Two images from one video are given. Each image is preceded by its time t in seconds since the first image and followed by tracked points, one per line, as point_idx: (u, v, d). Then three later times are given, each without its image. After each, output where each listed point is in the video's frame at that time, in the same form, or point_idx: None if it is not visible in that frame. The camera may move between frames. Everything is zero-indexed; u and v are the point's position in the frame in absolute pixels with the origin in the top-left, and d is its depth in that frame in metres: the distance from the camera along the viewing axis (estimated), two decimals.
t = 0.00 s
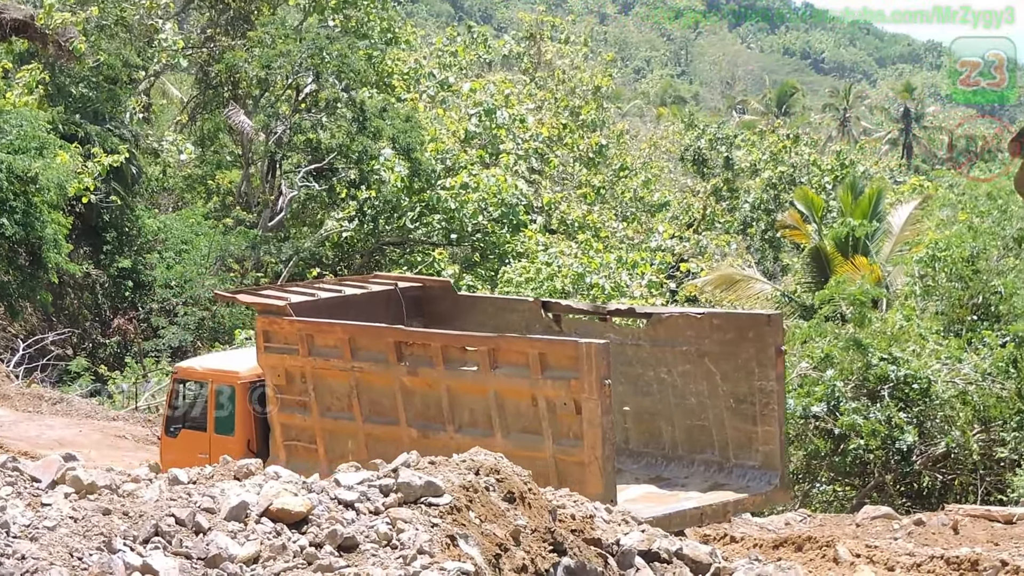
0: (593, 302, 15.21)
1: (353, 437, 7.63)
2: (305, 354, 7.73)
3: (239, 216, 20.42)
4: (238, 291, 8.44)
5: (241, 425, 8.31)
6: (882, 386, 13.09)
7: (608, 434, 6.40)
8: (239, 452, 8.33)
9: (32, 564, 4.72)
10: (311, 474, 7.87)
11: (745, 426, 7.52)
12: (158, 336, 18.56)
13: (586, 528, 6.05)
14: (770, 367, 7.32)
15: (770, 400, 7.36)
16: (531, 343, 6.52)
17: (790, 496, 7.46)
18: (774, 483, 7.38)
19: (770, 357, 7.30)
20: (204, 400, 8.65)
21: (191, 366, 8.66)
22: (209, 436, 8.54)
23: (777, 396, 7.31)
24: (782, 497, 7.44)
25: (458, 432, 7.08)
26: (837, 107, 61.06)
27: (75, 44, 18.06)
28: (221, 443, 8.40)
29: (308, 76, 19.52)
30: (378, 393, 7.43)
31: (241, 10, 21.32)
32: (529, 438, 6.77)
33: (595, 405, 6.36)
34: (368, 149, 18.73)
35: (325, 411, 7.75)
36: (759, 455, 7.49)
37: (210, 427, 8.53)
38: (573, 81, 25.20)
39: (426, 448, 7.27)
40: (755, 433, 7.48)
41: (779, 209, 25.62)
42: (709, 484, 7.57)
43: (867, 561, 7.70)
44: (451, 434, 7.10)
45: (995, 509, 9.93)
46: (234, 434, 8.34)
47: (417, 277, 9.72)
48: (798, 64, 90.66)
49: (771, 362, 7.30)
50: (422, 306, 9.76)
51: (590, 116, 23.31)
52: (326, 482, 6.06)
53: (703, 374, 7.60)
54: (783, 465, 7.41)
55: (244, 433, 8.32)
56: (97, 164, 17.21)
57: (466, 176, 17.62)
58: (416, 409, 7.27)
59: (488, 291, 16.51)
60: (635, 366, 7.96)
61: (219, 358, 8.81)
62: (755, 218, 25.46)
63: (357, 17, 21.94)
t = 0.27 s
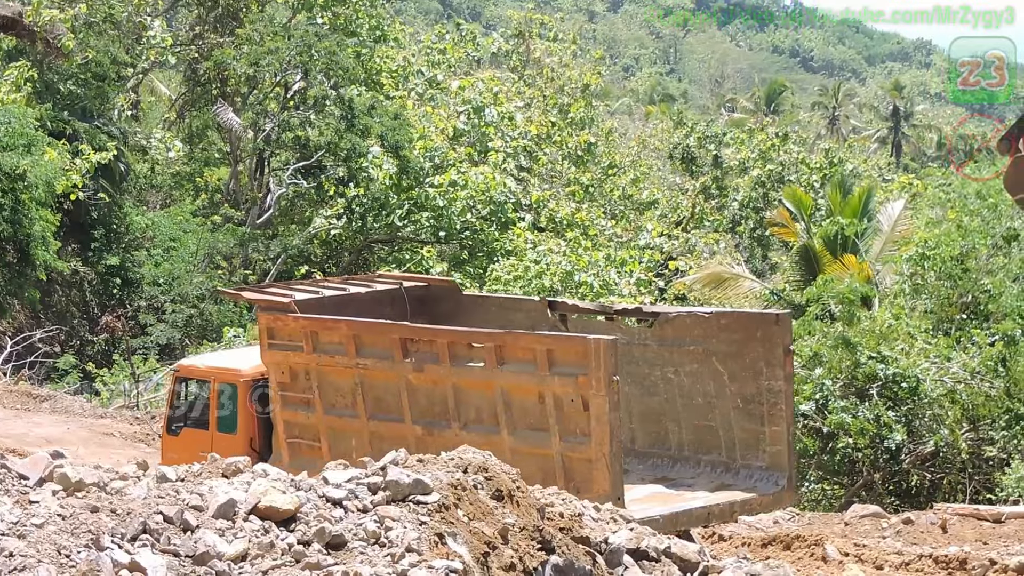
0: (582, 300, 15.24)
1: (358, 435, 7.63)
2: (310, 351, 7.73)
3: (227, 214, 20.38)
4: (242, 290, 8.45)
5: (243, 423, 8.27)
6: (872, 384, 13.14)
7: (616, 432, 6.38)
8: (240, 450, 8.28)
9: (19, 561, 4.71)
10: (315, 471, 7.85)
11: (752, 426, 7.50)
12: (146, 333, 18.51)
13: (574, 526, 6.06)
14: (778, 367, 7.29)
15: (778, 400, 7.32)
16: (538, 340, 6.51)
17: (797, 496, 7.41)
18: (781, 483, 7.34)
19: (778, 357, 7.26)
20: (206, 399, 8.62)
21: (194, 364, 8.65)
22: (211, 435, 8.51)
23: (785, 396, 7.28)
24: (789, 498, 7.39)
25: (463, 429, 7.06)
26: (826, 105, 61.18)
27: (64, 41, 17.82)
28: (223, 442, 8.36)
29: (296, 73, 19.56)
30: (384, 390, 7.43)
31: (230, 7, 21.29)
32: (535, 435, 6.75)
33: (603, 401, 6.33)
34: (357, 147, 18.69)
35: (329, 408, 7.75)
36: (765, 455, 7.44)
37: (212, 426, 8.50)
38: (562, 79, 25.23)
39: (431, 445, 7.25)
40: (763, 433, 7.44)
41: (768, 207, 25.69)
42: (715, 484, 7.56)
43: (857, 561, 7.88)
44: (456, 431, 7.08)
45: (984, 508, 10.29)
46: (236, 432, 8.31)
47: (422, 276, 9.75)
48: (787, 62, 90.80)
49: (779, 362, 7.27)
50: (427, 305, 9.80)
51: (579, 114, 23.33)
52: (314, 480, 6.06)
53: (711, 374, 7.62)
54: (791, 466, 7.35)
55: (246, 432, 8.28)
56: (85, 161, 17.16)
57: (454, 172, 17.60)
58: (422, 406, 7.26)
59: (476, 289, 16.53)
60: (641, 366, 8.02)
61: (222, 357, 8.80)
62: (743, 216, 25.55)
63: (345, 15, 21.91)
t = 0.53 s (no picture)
0: (572, 298, 15.26)
1: (362, 434, 7.62)
2: (313, 350, 7.72)
3: (217, 211, 20.36)
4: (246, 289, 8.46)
5: (246, 421, 8.26)
6: (861, 383, 13.25)
7: (625, 432, 6.36)
8: (242, 449, 8.26)
9: (9, 558, 4.70)
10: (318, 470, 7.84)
11: (760, 427, 7.51)
12: (136, 330, 18.47)
13: (564, 525, 6.06)
14: (787, 367, 7.30)
15: (786, 401, 7.35)
16: (547, 338, 6.50)
17: (805, 497, 7.43)
18: (788, 484, 7.37)
19: (786, 357, 7.28)
20: (208, 398, 8.61)
21: (196, 363, 8.65)
22: (212, 434, 8.49)
23: (793, 397, 7.30)
24: (796, 499, 7.41)
25: (469, 428, 7.05)
26: (816, 104, 61.30)
27: (55, 39, 17.73)
28: (225, 441, 8.34)
29: (287, 71, 19.52)
30: (389, 389, 7.42)
31: (222, 5, 21.08)
32: (542, 435, 6.74)
33: (612, 400, 6.32)
34: (346, 144, 18.71)
35: (333, 407, 7.75)
36: (773, 456, 7.47)
37: (214, 425, 8.49)
38: (553, 77, 25.24)
39: (436, 445, 7.24)
40: (770, 434, 7.46)
41: (758, 206, 25.76)
42: (723, 485, 7.59)
43: (848, 560, 8.27)
44: (462, 430, 7.07)
45: (974, 507, 10.36)
46: (238, 431, 8.29)
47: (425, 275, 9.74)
48: (778, 60, 90.92)
49: (788, 363, 7.29)
50: (430, 305, 9.79)
51: (569, 113, 23.35)
52: (304, 477, 6.07)
53: (718, 375, 7.63)
54: (798, 467, 7.38)
55: (247, 431, 8.27)
56: (76, 158, 17.09)
57: (445, 170, 17.59)
58: (428, 404, 7.25)
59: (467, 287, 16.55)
60: (647, 366, 8.01)
61: (224, 356, 8.79)
62: (733, 215, 25.64)
63: (336, 12, 21.72)
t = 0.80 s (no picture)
0: (564, 296, 15.27)
1: (370, 432, 7.62)
2: (321, 348, 7.70)
3: (210, 208, 20.34)
4: (254, 286, 8.44)
5: (251, 421, 8.25)
6: (853, 380, 13.32)
7: (639, 432, 6.41)
8: (247, 448, 8.25)
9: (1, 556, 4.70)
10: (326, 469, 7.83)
11: (772, 428, 7.58)
12: (128, 328, 18.42)
13: (556, 522, 6.06)
14: (800, 369, 7.39)
15: (798, 402, 7.42)
16: (560, 337, 6.52)
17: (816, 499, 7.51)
18: (800, 486, 7.44)
19: (800, 358, 7.36)
20: (213, 396, 8.58)
21: (201, 361, 8.62)
22: (218, 432, 8.47)
23: (806, 398, 7.38)
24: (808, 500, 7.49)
25: (479, 428, 7.06)
26: (809, 101, 61.38)
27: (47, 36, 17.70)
28: (230, 439, 8.33)
29: (279, 68, 19.50)
30: (398, 388, 7.43)
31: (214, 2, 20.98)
32: (554, 434, 6.76)
33: (625, 399, 6.35)
34: (339, 141, 18.71)
35: (341, 406, 7.72)
36: (785, 457, 7.54)
37: (219, 424, 8.47)
38: (545, 74, 25.22)
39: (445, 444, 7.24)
40: (782, 436, 7.54)
41: (750, 203, 25.80)
42: (734, 487, 7.63)
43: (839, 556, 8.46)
44: (472, 430, 7.08)
45: (966, 504, 10.40)
46: (244, 430, 8.28)
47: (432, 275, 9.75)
48: (771, 57, 90.97)
49: (801, 364, 7.37)
50: (436, 304, 9.80)
51: (561, 110, 23.35)
52: (296, 475, 6.07)
53: (730, 376, 7.68)
54: (810, 469, 7.45)
55: (253, 430, 8.26)
56: (68, 156, 17.08)
57: (437, 168, 17.69)
58: (437, 403, 7.26)
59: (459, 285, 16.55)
60: (657, 366, 8.02)
61: (229, 354, 8.76)
62: (726, 212, 25.69)
63: (328, 9, 21.58)
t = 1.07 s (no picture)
0: (556, 293, 15.28)
1: (374, 432, 7.61)
2: (323, 348, 7.72)
3: (201, 205, 20.32)
4: (253, 285, 8.45)
5: (252, 422, 8.23)
6: (845, 377, 13.40)
7: (645, 431, 6.33)
8: (248, 449, 8.24)
9: None
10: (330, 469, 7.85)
11: (777, 426, 7.58)
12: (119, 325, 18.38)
13: (547, 519, 6.09)
14: (805, 366, 7.37)
15: (804, 399, 7.39)
16: (564, 336, 6.47)
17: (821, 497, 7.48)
18: (805, 484, 7.40)
19: (805, 356, 7.35)
20: (212, 396, 8.54)
21: (198, 361, 8.55)
22: (217, 432, 8.45)
23: (811, 395, 7.35)
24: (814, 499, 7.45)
25: (484, 427, 7.05)
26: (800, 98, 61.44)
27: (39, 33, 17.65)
28: (231, 439, 8.31)
29: (270, 65, 19.47)
30: (401, 387, 7.42)
31: None
32: (559, 434, 6.71)
33: (632, 398, 6.28)
34: (330, 139, 18.75)
35: (343, 406, 7.74)
36: (790, 455, 7.51)
37: (219, 424, 8.44)
38: (537, 70, 25.21)
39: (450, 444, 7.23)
40: (787, 433, 7.51)
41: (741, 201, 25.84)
42: (739, 485, 7.65)
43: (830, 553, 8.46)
44: (476, 430, 7.07)
45: (956, 501, 10.46)
46: (245, 431, 8.26)
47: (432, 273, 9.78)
48: (762, 54, 91.03)
49: (806, 361, 7.36)
50: (438, 303, 9.81)
51: (553, 107, 23.35)
52: (288, 472, 6.07)
53: (734, 374, 7.72)
54: (815, 467, 7.40)
55: (253, 430, 8.26)
56: (60, 152, 17.04)
57: (428, 165, 17.67)
58: (441, 403, 7.25)
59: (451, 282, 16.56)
60: (660, 365, 8.10)
61: (226, 352, 8.71)
62: (717, 209, 25.75)
63: (320, 5, 21.49)
